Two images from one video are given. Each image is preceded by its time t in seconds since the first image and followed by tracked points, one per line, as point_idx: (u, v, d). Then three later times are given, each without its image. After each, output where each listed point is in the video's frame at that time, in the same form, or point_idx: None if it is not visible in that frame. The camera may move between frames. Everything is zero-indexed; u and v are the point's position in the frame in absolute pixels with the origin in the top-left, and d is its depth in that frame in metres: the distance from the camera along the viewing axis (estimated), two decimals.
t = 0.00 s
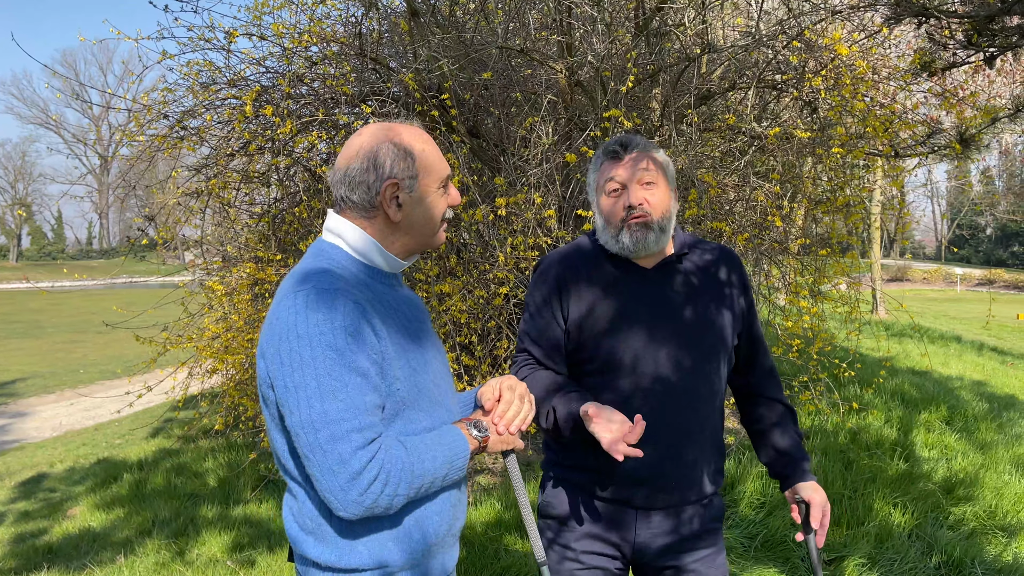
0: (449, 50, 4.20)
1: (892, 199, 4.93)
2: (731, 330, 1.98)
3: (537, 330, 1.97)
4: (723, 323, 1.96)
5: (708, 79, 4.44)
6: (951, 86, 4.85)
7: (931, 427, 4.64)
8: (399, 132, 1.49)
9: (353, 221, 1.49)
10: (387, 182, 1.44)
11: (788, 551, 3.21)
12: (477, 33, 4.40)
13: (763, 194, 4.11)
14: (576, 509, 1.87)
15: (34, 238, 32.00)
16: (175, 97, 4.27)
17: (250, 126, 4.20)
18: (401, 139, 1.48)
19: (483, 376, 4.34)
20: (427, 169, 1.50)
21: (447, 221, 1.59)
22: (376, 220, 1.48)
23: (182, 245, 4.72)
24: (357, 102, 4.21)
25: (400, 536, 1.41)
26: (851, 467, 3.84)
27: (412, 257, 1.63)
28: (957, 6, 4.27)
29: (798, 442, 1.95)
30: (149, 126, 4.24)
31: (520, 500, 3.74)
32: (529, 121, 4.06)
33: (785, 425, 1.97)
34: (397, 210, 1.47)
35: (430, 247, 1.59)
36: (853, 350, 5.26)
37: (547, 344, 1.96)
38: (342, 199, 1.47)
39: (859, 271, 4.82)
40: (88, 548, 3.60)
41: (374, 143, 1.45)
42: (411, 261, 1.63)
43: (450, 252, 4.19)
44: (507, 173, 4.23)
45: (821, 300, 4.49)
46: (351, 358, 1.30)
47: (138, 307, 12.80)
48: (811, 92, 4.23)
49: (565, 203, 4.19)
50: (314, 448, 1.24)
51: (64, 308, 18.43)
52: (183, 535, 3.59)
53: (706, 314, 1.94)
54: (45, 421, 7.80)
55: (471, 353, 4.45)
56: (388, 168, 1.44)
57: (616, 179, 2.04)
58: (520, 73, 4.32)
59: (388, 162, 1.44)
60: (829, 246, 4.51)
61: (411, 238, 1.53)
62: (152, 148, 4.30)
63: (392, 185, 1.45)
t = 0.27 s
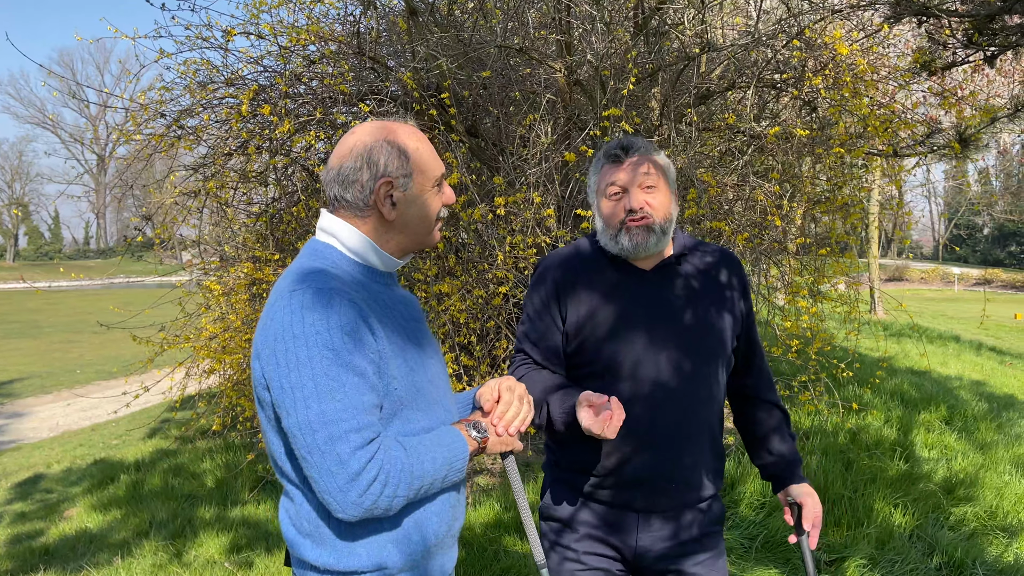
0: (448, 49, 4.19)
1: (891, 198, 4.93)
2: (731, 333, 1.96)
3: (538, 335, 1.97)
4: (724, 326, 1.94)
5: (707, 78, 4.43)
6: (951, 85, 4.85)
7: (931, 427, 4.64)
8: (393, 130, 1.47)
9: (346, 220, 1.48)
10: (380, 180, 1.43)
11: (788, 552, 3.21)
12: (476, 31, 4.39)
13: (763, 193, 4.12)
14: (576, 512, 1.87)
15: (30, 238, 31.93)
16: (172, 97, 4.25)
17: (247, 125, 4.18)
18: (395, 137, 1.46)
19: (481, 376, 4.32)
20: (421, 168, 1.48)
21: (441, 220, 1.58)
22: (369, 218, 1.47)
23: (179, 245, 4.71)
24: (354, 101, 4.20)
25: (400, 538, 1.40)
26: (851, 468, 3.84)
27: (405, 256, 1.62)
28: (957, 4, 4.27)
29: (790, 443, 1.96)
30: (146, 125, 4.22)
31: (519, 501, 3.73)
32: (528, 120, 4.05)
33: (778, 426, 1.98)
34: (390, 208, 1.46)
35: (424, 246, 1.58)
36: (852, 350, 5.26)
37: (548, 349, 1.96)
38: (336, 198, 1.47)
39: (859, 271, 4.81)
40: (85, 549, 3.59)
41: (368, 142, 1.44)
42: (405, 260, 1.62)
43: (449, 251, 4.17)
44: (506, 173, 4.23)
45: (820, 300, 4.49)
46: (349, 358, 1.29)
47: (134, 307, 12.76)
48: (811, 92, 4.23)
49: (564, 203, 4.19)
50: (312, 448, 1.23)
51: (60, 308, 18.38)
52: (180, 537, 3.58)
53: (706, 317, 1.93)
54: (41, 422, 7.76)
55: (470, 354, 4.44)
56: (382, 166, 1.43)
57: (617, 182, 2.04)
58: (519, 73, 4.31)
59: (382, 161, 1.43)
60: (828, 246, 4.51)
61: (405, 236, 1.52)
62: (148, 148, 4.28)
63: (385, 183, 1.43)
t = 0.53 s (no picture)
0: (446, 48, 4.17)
1: (890, 198, 4.93)
2: (729, 337, 1.97)
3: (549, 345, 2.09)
4: (721, 332, 1.96)
5: (705, 78, 4.42)
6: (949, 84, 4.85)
7: (929, 428, 4.64)
8: (385, 127, 1.47)
9: (336, 219, 1.47)
10: (373, 178, 1.42)
11: (786, 553, 3.20)
12: (473, 31, 4.37)
13: (761, 193, 4.13)
14: (587, 514, 1.98)
15: (28, 238, 31.86)
16: (168, 96, 4.23)
17: (243, 124, 4.17)
18: (387, 134, 1.45)
19: (478, 377, 4.31)
20: (413, 166, 1.47)
21: (434, 218, 1.58)
22: (361, 218, 1.46)
23: (174, 245, 4.69)
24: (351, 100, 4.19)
25: (391, 543, 1.39)
26: (850, 468, 3.83)
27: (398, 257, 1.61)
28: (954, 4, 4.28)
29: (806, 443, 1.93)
30: (140, 124, 4.20)
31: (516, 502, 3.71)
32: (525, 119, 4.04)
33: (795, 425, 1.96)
34: (382, 207, 1.45)
35: (418, 244, 1.57)
36: (850, 350, 5.25)
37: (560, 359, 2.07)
38: (326, 196, 1.45)
39: (857, 271, 4.81)
40: (80, 551, 3.57)
41: (359, 139, 1.43)
42: (397, 260, 1.61)
43: (446, 251, 4.15)
44: (503, 172, 4.21)
45: (818, 300, 4.49)
46: (342, 359, 1.28)
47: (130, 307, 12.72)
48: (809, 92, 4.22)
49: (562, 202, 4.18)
50: (302, 452, 1.22)
51: (57, 308, 18.32)
52: (175, 538, 3.56)
53: (698, 326, 1.96)
54: (37, 422, 7.73)
55: (467, 354, 4.43)
56: (374, 164, 1.42)
57: (639, 191, 2.08)
58: (516, 72, 4.31)
59: (374, 158, 1.42)
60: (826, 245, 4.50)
61: (398, 235, 1.51)
62: (143, 147, 4.26)
63: (377, 181, 1.42)
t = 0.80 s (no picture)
0: (442, 46, 4.15)
1: (888, 197, 4.91)
2: (721, 341, 1.95)
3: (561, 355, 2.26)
4: (713, 337, 1.96)
5: (702, 76, 4.41)
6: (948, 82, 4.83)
7: (927, 428, 4.63)
8: (373, 120, 1.45)
9: (322, 215, 1.45)
10: (362, 172, 1.40)
11: (784, 555, 3.17)
12: (469, 29, 4.35)
13: (759, 191, 4.12)
14: (603, 514, 2.03)
15: (25, 238, 31.79)
16: (160, 94, 4.20)
17: (237, 122, 4.14)
18: (375, 127, 1.43)
19: (474, 377, 4.29)
20: (402, 160, 1.46)
21: (423, 215, 1.56)
22: (348, 213, 1.44)
23: (167, 245, 4.66)
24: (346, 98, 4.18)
25: (377, 550, 1.37)
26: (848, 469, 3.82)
27: (385, 253, 1.60)
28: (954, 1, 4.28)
29: (840, 446, 1.92)
30: (133, 123, 4.17)
31: (512, 503, 3.69)
32: (521, 118, 4.03)
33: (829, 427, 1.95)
34: (370, 202, 1.43)
35: (406, 241, 1.56)
36: (848, 350, 5.24)
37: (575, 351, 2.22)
38: (312, 191, 1.43)
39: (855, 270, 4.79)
40: (71, 553, 3.54)
41: (348, 132, 1.41)
42: (384, 257, 1.60)
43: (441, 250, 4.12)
44: (499, 170, 4.19)
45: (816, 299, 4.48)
46: (326, 361, 1.26)
47: (126, 306, 12.67)
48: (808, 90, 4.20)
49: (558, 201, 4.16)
50: (286, 457, 1.20)
51: (54, 308, 18.26)
52: (167, 541, 3.54)
53: (686, 335, 1.98)
54: (31, 422, 7.69)
55: (462, 354, 4.41)
56: (362, 158, 1.40)
57: (660, 191, 2.08)
58: (512, 70, 4.30)
59: (362, 151, 1.40)
60: (824, 245, 4.49)
61: (386, 231, 1.50)
62: (136, 146, 4.23)
63: (366, 176, 1.41)
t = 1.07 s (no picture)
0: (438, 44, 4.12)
1: (888, 196, 4.90)
2: (718, 343, 1.93)
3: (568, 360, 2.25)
4: (711, 340, 1.94)
5: (701, 75, 4.38)
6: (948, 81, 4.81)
7: (927, 429, 4.61)
8: (363, 116, 1.42)
9: (309, 214, 1.43)
10: (351, 171, 1.39)
11: (783, 560, 3.15)
12: (466, 27, 4.32)
13: (758, 191, 4.11)
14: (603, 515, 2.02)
15: (23, 238, 31.73)
16: (153, 93, 4.18)
17: (230, 121, 4.11)
18: (365, 125, 1.41)
19: (470, 379, 4.27)
20: (393, 159, 1.44)
21: (414, 216, 1.55)
22: (336, 212, 1.42)
23: (160, 246, 4.63)
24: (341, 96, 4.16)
25: (364, 562, 1.36)
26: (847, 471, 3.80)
27: (375, 254, 1.58)
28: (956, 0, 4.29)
29: (865, 452, 1.87)
30: (126, 122, 4.14)
31: (508, 506, 3.67)
32: (517, 116, 4.02)
33: (853, 430, 1.89)
34: (359, 203, 1.42)
35: (397, 242, 1.55)
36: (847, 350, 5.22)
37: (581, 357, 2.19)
38: (299, 188, 1.40)
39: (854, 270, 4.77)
40: (61, 557, 3.51)
41: (337, 128, 1.39)
42: (373, 257, 1.59)
43: (437, 250, 4.09)
44: (495, 170, 4.16)
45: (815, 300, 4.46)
46: (315, 367, 1.24)
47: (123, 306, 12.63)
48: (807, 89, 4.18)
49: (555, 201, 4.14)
50: (273, 467, 1.17)
51: (51, 308, 18.21)
52: (159, 545, 3.51)
53: (682, 339, 1.96)
54: (26, 423, 7.66)
55: (458, 355, 4.38)
56: (353, 156, 1.38)
57: (666, 185, 2.08)
58: (509, 69, 4.29)
59: (352, 149, 1.38)
60: (823, 245, 4.46)
61: (375, 232, 1.48)
62: (128, 146, 4.20)
63: (355, 176, 1.39)
